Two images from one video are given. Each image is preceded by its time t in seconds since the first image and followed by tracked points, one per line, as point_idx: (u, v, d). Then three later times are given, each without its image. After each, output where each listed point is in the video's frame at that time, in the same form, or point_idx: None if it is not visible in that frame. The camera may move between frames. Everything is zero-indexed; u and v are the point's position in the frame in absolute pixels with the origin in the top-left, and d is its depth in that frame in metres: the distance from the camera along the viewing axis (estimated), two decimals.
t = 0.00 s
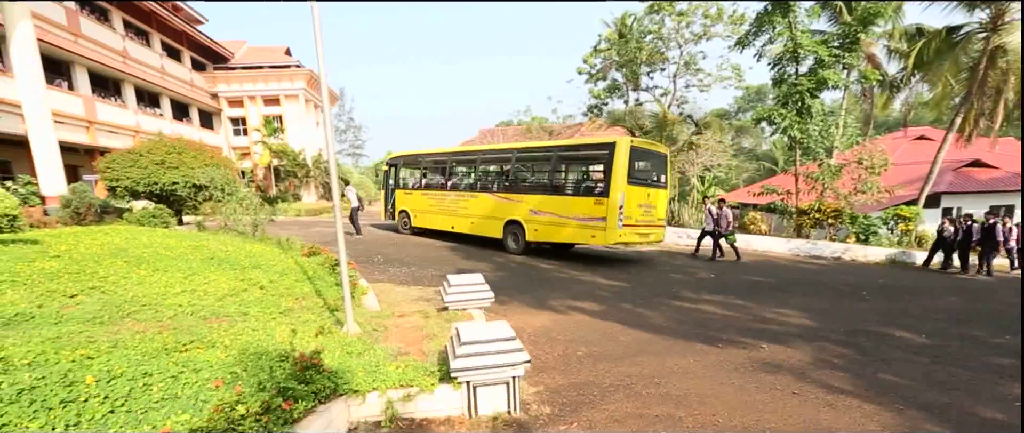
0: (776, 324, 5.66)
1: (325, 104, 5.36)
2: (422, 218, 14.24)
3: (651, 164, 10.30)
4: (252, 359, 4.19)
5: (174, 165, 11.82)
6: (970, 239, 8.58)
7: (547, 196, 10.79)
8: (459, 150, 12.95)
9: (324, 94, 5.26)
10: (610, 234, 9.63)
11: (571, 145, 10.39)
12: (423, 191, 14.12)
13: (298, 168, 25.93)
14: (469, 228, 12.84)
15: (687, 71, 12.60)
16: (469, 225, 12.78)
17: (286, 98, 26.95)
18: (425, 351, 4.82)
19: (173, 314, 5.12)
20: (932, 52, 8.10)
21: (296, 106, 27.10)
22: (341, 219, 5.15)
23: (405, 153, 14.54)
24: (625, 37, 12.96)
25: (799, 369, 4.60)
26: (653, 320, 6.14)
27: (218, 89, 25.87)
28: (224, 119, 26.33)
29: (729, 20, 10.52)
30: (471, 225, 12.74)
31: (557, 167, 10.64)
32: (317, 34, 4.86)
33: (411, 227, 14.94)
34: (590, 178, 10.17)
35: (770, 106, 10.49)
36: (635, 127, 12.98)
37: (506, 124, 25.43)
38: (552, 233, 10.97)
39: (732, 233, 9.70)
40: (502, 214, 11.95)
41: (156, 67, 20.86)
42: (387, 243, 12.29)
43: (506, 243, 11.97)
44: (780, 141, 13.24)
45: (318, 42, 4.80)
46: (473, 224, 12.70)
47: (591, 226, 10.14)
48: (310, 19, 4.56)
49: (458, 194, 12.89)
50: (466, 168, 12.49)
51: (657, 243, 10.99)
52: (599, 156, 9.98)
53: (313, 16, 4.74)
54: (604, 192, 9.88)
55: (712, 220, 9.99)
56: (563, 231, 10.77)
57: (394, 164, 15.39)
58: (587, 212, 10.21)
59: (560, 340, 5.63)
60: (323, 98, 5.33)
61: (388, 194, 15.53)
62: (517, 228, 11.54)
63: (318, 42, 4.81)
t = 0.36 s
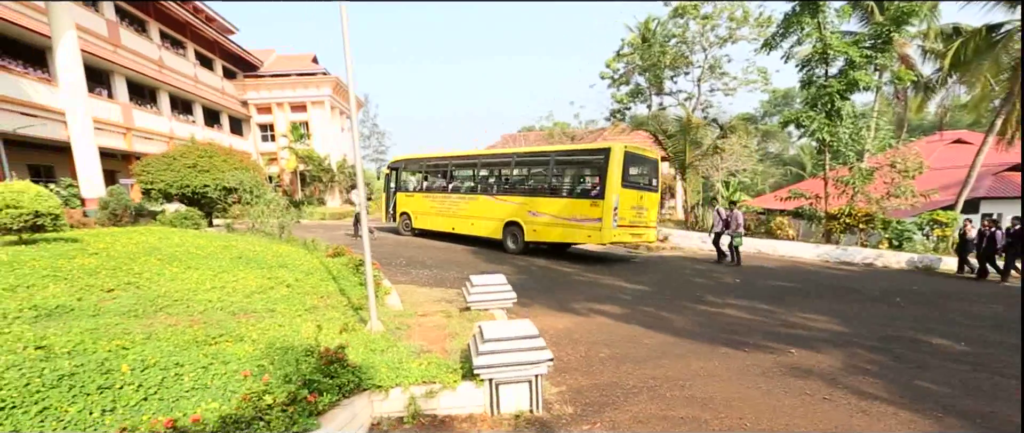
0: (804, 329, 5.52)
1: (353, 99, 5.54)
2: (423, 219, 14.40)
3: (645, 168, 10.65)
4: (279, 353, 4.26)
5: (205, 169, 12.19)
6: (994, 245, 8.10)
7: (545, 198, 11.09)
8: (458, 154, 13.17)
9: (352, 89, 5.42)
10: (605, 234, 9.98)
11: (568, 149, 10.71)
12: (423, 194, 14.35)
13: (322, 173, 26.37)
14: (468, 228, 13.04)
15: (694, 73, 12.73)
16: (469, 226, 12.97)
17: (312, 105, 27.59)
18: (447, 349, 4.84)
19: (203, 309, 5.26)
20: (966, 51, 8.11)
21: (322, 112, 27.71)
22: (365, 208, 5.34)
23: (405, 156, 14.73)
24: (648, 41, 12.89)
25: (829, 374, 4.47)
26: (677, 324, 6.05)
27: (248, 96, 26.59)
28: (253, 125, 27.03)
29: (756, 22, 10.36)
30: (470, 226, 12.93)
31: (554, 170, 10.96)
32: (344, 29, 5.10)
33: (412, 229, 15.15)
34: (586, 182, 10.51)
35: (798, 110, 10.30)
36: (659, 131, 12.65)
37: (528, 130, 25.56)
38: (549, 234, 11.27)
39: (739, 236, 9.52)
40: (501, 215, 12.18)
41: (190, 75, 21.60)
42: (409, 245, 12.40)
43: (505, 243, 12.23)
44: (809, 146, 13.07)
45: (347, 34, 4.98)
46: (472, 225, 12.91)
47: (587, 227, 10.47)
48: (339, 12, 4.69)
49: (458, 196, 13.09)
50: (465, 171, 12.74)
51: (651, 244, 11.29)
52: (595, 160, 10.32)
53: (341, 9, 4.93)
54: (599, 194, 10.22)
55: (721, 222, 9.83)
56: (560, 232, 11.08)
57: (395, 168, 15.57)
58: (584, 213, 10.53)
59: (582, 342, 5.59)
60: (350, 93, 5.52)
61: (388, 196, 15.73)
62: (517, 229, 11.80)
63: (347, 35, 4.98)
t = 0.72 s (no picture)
0: (834, 334, 5.37)
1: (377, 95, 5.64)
2: (422, 223, 14.54)
3: (639, 173, 11.22)
4: (305, 348, 4.32)
5: (234, 173, 12.49)
6: None
7: (545, 201, 11.53)
8: (458, 159, 13.44)
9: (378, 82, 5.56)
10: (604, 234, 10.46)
11: (567, 155, 11.17)
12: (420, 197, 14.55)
13: (346, 179, 26.67)
14: (468, 232, 13.31)
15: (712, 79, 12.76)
16: (469, 230, 13.23)
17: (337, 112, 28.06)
18: (469, 347, 4.85)
19: (230, 305, 5.37)
20: (1003, 50, 7.64)
21: (346, 119, 28.11)
22: (388, 199, 5.44)
23: (404, 161, 14.85)
24: (671, 47, 12.81)
25: (861, 380, 4.33)
26: (701, 328, 5.94)
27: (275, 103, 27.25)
28: (280, 132, 27.68)
29: (782, 25, 10.21)
30: (470, 229, 13.20)
31: (554, 175, 11.40)
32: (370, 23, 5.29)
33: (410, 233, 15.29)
34: (584, 186, 10.99)
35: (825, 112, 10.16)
36: (682, 136, 12.53)
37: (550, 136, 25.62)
38: (549, 235, 11.69)
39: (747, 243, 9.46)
40: (501, 218, 12.51)
41: (221, 83, 22.28)
42: (430, 249, 12.48)
43: (506, 245, 12.56)
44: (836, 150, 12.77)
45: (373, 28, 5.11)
46: (472, 229, 13.16)
47: (585, 229, 10.90)
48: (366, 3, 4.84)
49: (457, 200, 13.31)
50: (465, 176, 13.03)
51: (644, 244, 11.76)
52: (592, 165, 10.84)
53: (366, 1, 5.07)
54: (596, 197, 10.70)
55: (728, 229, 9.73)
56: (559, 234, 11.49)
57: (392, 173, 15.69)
58: (582, 215, 11.00)
59: (604, 344, 5.54)
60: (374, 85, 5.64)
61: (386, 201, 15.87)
62: (517, 231, 12.14)
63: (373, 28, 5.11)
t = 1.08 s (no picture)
0: (866, 340, 5.20)
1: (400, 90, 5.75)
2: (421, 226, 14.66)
3: (636, 178, 11.87)
4: (328, 343, 4.36)
5: (262, 177, 12.73)
6: None
7: (547, 204, 12.01)
8: (457, 163, 13.69)
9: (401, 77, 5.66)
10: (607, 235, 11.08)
11: (568, 160, 11.65)
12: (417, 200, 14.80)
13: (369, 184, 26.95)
14: (469, 235, 13.58)
15: (735, 82, 12.65)
16: (469, 233, 13.51)
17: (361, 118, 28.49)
18: (491, 346, 4.84)
19: (257, 302, 5.49)
20: None
21: (370, 126, 28.48)
22: (412, 199, 5.86)
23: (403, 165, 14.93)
24: (694, 51, 12.73)
25: (895, 387, 4.18)
26: (727, 333, 5.83)
27: (300, 111, 27.86)
28: (305, 139, 28.28)
29: (809, 27, 10.04)
30: (471, 233, 13.46)
31: (556, 180, 11.88)
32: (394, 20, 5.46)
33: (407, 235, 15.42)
34: (585, 190, 11.54)
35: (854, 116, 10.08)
36: (705, 139, 12.36)
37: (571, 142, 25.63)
38: (551, 237, 12.20)
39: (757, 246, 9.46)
40: (501, 221, 12.86)
41: (250, 92, 22.93)
42: (451, 253, 12.54)
43: (507, 247, 12.90)
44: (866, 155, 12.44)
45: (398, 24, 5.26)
46: (472, 232, 13.44)
47: (588, 230, 11.47)
48: None
49: (458, 203, 13.54)
50: (467, 180, 13.28)
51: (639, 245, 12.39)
52: (594, 170, 11.41)
53: None
54: (599, 201, 11.28)
55: (739, 230, 9.72)
56: (561, 235, 12.02)
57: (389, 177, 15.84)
58: (584, 218, 11.57)
59: (626, 347, 5.48)
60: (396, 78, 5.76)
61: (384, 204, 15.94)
62: (518, 233, 12.54)
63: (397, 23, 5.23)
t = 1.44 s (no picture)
0: (899, 347, 5.03)
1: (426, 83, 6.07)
2: (421, 230, 14.83)
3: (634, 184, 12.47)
4: (351, 340, 4.39)
5: (287, 182, 12.96)
6: None
7: (550, 209, 12.47)
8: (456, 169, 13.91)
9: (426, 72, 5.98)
10: (612, 239, 11.72)
11: (571, 167, 12.11)
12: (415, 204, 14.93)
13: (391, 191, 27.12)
14: (469, 240, 13.81)
15: (759, 88, 12.48)
16: (471, 237, 13.76)
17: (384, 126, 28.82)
18: (511, 347, 4.84)
19: (282, 300, 5.59)
20: None
21: (392, 133, 28.79)
22: (434, 203, 5.92)
23: (401, 170, 15.08)
24: (717, 56, 12.64)
25: (931, 395, 4.03)
26: (752, 339, 5.71)
27: (325, 119, 28.41)
28: (329, 147, 28.83)
29: (836, 31, 9.88)
30: (472, 237, 13.71)
31: (559, 186, 12.34)
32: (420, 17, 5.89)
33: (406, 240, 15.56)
34: (588, 196, 12.06)
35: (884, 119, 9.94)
36: (729, 145, 12.16)
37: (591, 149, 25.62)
38: (554, 241, 12.71)
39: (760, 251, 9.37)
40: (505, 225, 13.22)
41: (277, 101, 23.53)
42: (471, 258, 12.57)
43: (511, 251, 13.25)
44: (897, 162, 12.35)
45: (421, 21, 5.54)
46: (473, 236, 13.70)
47: (591, 234, 12.02)
48: None
49: (458, 208, 13.76)
50: (467, 185, 13.55)
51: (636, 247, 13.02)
52: (597, 176, 11.93)
53: None
54: (602, 206, 11.82)
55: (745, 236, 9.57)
56: (564, 239, 12.52)
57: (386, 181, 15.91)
58: (588, 222, 12.10)
59: (648, 351, 5.41)
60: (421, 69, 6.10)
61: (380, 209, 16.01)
62: (522, 237, 12.98)
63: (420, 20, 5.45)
